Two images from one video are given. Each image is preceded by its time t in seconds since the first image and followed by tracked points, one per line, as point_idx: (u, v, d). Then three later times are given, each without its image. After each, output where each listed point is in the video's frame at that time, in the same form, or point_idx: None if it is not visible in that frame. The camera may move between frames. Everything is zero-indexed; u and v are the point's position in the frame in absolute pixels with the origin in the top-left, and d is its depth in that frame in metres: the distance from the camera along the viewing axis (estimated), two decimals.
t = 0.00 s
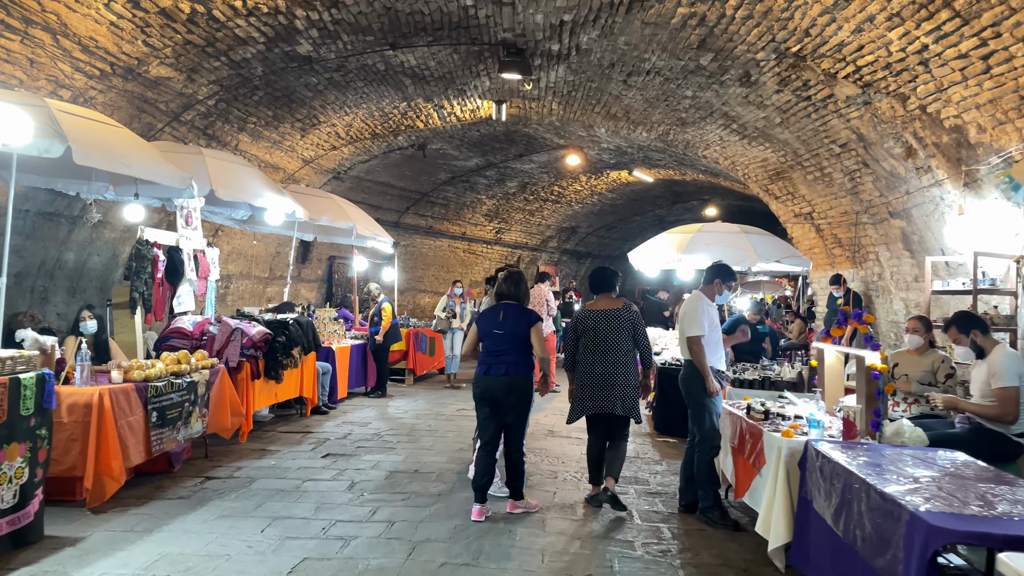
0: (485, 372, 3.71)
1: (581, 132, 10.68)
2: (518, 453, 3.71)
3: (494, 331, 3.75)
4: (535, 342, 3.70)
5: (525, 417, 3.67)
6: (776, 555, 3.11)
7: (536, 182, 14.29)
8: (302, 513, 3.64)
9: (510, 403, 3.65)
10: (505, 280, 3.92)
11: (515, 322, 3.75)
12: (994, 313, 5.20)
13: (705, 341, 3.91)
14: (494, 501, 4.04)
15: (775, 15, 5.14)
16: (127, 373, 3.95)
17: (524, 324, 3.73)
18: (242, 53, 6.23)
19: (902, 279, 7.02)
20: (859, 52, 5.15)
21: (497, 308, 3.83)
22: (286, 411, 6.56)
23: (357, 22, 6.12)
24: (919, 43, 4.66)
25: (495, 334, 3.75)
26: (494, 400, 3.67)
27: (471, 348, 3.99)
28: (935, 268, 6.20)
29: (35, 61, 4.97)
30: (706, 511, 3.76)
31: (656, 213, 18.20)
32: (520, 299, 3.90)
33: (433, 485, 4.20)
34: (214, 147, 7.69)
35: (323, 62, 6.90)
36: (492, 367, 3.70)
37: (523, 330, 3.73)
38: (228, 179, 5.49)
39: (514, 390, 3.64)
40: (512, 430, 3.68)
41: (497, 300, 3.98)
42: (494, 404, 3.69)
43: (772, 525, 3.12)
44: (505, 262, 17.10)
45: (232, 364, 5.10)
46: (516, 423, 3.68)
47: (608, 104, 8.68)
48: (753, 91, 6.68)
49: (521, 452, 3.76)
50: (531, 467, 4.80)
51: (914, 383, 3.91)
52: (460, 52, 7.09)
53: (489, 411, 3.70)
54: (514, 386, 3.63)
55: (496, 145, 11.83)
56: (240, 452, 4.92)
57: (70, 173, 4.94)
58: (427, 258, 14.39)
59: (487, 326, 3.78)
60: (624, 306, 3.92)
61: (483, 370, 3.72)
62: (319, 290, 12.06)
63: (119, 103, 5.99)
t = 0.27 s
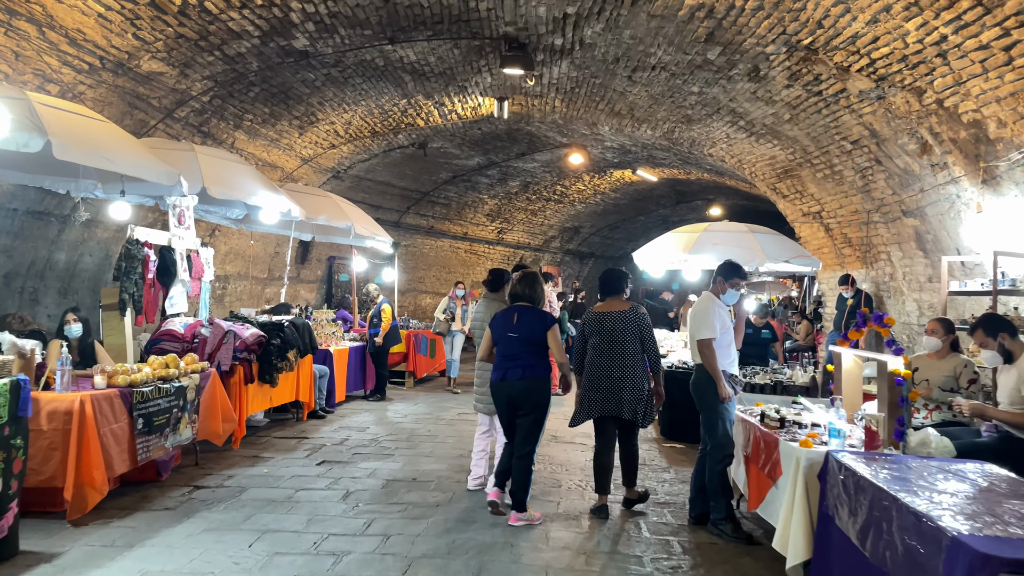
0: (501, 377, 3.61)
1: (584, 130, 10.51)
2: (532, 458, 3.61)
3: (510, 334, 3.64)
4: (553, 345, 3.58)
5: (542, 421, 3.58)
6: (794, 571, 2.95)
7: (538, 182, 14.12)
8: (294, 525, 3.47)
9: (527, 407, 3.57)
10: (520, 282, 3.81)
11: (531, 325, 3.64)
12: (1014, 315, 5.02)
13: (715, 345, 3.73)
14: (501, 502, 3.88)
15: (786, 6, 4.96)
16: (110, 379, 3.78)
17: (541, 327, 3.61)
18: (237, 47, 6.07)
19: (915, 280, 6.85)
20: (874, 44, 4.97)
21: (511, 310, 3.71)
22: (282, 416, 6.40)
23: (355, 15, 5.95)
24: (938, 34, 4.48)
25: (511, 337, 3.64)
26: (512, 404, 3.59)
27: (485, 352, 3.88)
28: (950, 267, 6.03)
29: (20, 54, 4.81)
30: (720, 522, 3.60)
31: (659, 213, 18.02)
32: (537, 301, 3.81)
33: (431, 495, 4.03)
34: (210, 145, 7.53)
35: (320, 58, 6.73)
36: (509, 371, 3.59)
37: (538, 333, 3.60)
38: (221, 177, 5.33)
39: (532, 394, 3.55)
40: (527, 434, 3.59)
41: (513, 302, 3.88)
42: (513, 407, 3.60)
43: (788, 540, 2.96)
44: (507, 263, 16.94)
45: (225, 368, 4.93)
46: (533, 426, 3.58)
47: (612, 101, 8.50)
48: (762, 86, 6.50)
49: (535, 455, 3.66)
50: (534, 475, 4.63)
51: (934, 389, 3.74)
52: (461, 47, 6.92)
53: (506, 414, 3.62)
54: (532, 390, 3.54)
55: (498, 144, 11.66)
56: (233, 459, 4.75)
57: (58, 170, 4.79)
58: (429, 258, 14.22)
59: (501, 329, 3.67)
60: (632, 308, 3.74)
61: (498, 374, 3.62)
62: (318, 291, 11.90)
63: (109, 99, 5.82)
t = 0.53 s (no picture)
0: (517, 385, 3.46)
1: (588, 128, 10.34)
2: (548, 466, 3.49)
3: (525, 341, 3.50)
4: (572, 351, 3.47)
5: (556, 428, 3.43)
6: None
7: (541, 181, 13.95)
8: (287, 538, 3.30)
9: (544, 415, 3.42)
10: (530, 286, 3.67)
11: (547, 331, 3.51)
12: None
13: (730, 349, 3.54)
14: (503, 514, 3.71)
15: None
16: (94, 384, 3.59)
17: (557, 333, 3.49)
18: (232, 41, 5.90)
19: (929, 280, 6.67)
20: (891, 36, 4.80)
21: (526, 315, 3.58)
22: (279, 420, 6.22)
23: (354, 8, 5.78)
24: (959, 24, 4.31)
25: (526, 344, 3.50)
26: (529, 412, 3.44)
27: (495, 359, 3.72)
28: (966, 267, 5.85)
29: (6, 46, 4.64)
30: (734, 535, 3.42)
31: (663, 213, 17.84)
32: (549, 306, 3.67)
33: (431, 506, 3.85)
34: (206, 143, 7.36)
35: (319, 53, 6.56)
36: (524, 379, 3.45)
37: (557, 338, 3.49)
38: (215, 175, 5.16)
39: (550, 402, 3.41)
40: (538, 442, 3.43)
41: (524, 307, 3.74)
42: (530, 415, 3.46)
43: (809, 557, 2.78)
44: (510, 263, 16.76)
45: (217, 372, 4.76)
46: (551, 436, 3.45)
47: (617, 98, 8.33)
48: (772, 82, 6.32)
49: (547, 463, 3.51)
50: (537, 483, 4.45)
51: (960, 396, 3.54)
52: (462, 42, 6.76)
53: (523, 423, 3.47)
54: (551, 397, 3.40)
55: (500, 143, 11.49)
56: (226, 467, 4.58)
57: (45, 167, 4.63)
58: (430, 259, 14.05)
59: (516, 336, 3.53)
60: (650, 313, 3.66)
61: (513, 382, 3.47)
62: (318, 292, 11.73)
63: (101, 95, 5.65)
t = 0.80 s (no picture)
0: (534, 382, 3.42)
1: (593, 125, 10.16)
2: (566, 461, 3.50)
3: (542, 338, 3.47)
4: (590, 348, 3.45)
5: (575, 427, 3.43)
6: None
7: (545, 179, 13.77)
8: (281, 549, 3.12)
9: (561, 413, 3.41)
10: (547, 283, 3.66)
11: (566, 329, 3.47)
12: None
13: (746, 349, 3.37)
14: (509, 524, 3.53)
15: None
16: (80, 387, 3.43)
17: (576, 332, 3.45)
18: (229, 33, 5.73)
19: (946, 279, 6.48)
20: (911, 23, 4.62)
21: (543, 311, 3.52)
22: (277, 423, 6.05)
23: None
24: (984, 10, 4.13)
25: (544, 341, 3.46)
26: (546, 410, 3.42)
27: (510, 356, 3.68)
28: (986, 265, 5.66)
29: None
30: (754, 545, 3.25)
31: (668, 212, 17.65)
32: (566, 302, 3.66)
33: (433, 514, 3.67)
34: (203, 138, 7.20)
35: (318, 45, 6.40)
36: (542, 376, 3.42)
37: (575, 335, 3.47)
38: (210, 169, 4.99)
39: (568, 399, 3.40)
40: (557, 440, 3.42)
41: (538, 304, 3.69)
42: (547, 413, 3.44)
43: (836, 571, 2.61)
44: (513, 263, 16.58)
45: (211, 373, 4.57)
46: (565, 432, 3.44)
47: (623, 93, 8.15)
48: (784, 74, 6.13)
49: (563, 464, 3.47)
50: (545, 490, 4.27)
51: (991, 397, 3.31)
52: (465, 34, 6.59)
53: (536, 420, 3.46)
54: (569, 395, 3.38)
55: (504, 140, 11.31)
56: (220, 472, 4.41)
57: (33, 160, 4.47)
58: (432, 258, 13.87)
59: (532, 332, 3.48)
60: (673, 312, 3.79)
61: (530, 379, 3.43)
62: (319, 291, 11.56)
63: (93, 87, 5.49)
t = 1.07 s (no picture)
0: (547, 386, 3.43)
1: (598, 123, 10.00)
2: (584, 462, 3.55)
3: (554, 341, 3.46)
4: (602, 352, 3.42)
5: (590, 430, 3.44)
6: None
7: (548, 179, 13.61)
8: (273, 566, 2.96)
9: (575, 416, 3.42)
10: (560, 286, 3.59)
11: (577, 332, 3.46)
12: None
13: (761, 355, 3.20)
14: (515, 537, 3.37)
15: None
16: (63, 394, 3.27)
17: (587, 335, 3.43)
18: (224, 27, 5.58)
19: (961, 280, 6.31)
20: (930, 15, 4.46)
21: (555, 314, 3.51)
22: (274, 428, 5.89)
23: None
24: None
25: (555, 344, 3.46)
26: (560, 414, 3.43)
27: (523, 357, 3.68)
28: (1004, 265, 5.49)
29: None
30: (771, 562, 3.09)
31: (672, 212, 17.47)
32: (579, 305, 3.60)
33: (434, 527, 3.50)
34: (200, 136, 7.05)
35: (317, 41, 6.24)
36: (555, 380, 3.42)
37: (586, 339, 3.45)
38: (204, 167, 4.83)
39: (581, 404, 3.40)
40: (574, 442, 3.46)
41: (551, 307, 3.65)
42: (560, 417, 3.44)
43: None
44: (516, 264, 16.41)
45: (204, 378, 4.42)
46: (583, 434, 3.47)
47: (629, 90, 7.98)
48: (795, 70, 5.97)
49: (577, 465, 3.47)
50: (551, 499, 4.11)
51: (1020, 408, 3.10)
52: (467, 29, 6.43)
53: (550, 423, 3.47)
54: (583, 400, 3.39)
55: (507, 139, 11.15)
56: (213, 481, 4.25)
57: (20, 157, 4.31)
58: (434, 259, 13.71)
59: (544, 335, 3.48)
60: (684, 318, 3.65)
61: (543, 383, 3.44)
62: (319, 292, 11.40)
63: (85, 83, 5.34)
